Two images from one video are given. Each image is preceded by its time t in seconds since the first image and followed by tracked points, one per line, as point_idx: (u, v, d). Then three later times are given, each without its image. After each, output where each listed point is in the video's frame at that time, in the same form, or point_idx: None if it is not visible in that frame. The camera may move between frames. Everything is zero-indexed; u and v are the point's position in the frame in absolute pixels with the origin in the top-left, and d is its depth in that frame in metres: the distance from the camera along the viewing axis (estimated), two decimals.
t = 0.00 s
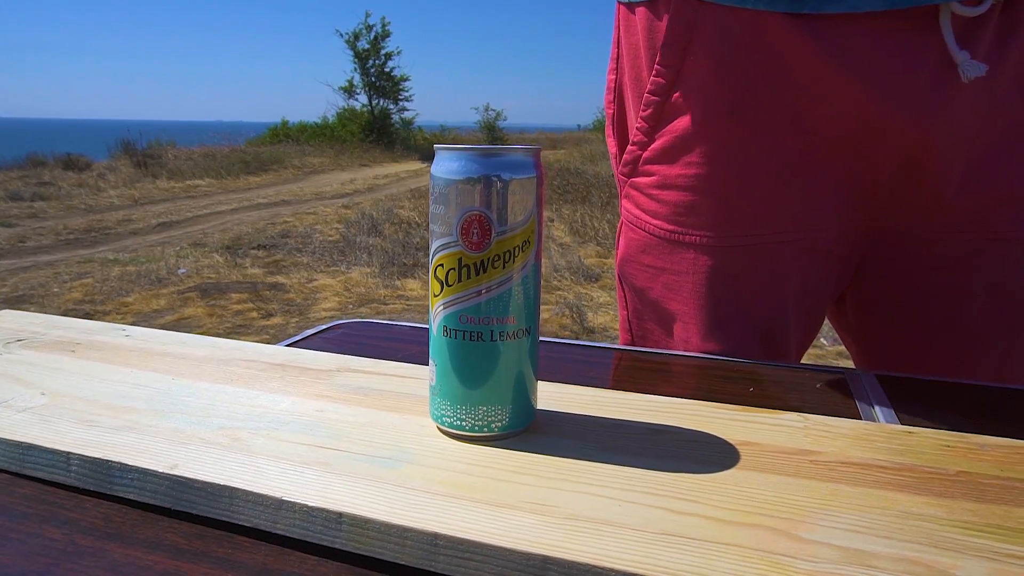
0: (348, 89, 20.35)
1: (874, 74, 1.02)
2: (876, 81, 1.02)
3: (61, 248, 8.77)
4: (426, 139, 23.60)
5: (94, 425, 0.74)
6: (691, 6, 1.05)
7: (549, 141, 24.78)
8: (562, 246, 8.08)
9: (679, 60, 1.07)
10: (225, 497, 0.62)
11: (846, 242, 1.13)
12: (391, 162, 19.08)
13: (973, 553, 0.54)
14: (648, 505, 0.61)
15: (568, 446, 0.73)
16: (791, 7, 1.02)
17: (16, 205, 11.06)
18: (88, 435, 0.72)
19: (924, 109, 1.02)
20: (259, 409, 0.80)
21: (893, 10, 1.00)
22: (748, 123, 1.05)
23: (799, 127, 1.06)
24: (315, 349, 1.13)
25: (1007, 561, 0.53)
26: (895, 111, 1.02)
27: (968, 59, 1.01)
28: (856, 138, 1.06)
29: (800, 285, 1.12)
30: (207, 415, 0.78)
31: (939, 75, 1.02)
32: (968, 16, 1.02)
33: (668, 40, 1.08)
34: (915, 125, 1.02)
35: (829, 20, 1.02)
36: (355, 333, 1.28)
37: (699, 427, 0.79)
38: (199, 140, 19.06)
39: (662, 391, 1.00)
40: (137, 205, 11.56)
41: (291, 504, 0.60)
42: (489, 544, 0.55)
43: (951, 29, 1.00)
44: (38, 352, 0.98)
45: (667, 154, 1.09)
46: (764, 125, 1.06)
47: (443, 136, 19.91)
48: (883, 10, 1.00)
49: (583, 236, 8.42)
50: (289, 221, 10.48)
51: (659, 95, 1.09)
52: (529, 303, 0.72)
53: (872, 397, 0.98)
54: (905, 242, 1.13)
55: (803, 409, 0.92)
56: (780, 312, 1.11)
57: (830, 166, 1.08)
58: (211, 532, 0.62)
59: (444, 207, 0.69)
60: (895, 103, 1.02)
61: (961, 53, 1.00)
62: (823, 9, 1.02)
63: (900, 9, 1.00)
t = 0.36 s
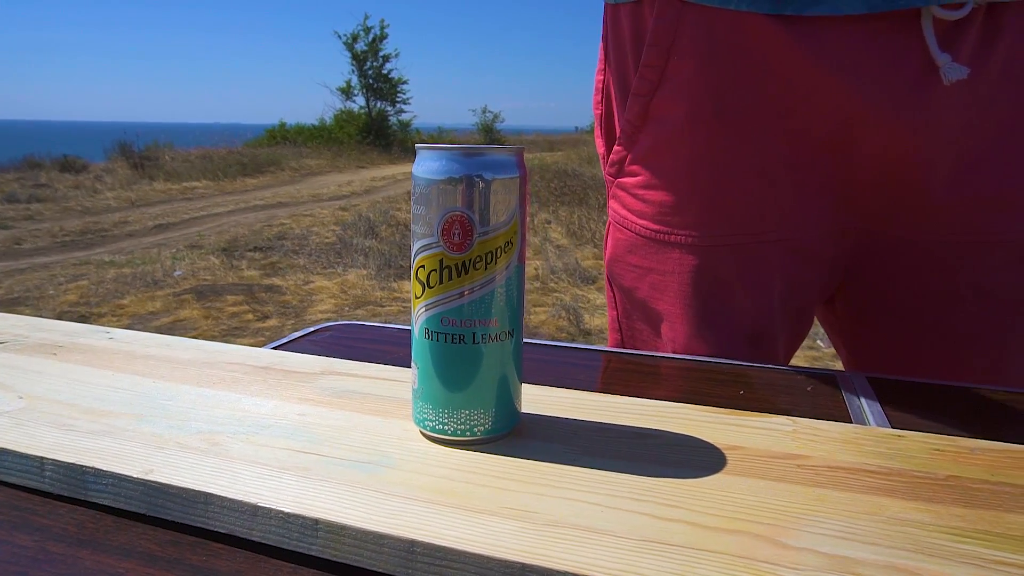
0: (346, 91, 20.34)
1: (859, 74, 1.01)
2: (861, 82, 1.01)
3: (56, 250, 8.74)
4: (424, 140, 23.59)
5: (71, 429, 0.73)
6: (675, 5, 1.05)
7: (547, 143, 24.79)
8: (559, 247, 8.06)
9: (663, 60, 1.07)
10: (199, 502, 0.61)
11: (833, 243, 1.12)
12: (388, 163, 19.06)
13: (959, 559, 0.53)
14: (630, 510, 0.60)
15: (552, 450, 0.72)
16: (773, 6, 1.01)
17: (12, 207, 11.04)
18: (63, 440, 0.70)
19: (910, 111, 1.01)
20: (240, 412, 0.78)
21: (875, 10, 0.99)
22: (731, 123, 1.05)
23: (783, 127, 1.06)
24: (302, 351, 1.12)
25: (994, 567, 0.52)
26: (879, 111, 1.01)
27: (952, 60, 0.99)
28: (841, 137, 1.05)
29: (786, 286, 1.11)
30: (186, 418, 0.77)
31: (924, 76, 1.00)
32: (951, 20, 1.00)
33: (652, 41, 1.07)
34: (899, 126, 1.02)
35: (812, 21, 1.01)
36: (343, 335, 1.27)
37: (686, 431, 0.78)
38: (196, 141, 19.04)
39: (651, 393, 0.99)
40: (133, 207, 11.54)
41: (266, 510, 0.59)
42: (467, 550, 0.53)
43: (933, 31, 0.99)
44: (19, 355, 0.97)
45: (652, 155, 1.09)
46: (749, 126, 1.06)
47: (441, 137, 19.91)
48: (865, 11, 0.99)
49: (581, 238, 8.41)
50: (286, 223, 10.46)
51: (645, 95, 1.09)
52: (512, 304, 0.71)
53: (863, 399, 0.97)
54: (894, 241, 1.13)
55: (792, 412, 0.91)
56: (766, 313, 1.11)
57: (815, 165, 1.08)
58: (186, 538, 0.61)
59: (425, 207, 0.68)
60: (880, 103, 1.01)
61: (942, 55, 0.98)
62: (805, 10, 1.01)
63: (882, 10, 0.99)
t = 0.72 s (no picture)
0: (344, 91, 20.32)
1: (837, 76, 1.05)
2: (838, 83, 1.05)
3: (53, 250, 8.73)
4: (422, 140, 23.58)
5: (51, 429, 0.73)
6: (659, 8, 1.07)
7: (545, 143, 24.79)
8: (557, 247, 8.06)
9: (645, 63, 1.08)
10: (176, 502, 0.61)
11: (818, 241, 1.14)
12: (386, 163, 19.05)
13: (929, 558, 0.53)
14: (605, 509, 0.60)
15: (531, 448, 0.73)
16: (754, 12, 1.06)
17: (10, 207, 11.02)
18: (43, 440, 0.70)
19: (888, 111, 1.04)
20: (222, 412, 0.78)
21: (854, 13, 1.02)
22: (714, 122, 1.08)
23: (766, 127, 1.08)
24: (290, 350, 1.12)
25: (962, 565, 0.52)
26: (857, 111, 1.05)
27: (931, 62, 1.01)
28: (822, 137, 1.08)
29: (770, 285, 1.14)
30: (168, 418, 0.77)
31: (902, 77, 1.03)
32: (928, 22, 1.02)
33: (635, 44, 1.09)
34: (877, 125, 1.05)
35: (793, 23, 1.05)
36: (332, 334, 1.27)
37: (666, 430, 0.78)
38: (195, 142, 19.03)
39: (635, 393, 0.99)
40: (131, 207, 11.53)
41: (242, 510, 0.59)
42: (440, 549, 0.53)
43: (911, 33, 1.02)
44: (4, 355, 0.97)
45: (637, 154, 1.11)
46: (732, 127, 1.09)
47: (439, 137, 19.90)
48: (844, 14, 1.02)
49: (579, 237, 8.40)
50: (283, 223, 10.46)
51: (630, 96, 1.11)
52: (491, 304, 0.71)
53: (847, 399, 0.98)
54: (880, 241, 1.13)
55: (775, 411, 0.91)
56: (750, 310, 1.13)
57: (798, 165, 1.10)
58: (163, 538, 0.61)
59: (404, 208, 0.68)
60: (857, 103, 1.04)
61: (921, 56, 1.01)
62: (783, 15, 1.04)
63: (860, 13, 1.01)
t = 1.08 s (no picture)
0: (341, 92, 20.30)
1: (823, 72, 1.06)
2: (824, 80, 1.06)
3: (48, 250, 8.71)
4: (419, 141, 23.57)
5: (22, 420, 0.73)
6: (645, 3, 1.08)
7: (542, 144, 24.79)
8: (553, 246, 8.05)
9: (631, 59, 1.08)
10: (142, 490, 0.62)
11: (803, 238, 1.15)
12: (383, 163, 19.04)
13: (884, 542, 0.54)
14: (566, 495, 0.61)
15: (500, 438, 0.73)
16: (738, 7, 1.05)
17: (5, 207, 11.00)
18: (12, 430, 0.71)
19: (873, 108, 1.06)
20: (195, 404, 0.79)
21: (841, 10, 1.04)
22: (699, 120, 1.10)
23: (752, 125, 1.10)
24: (271, 346, 1.12)
25: (917, 549, 0.53)
26: (843, 108, 1.06)
27: (913, 58, 1.04)
28: (808, 135, 1.09)
29: (755, 281, 1.15)
30: (141, 410, 0.77)
31: (886, 73, 1.06)
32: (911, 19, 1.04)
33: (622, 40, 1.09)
34: (863, 122, 1.06)
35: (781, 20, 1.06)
36: (313, 329, 1.28)
37: (635, 420, 0.79)
38: (192, 142, 19.01)
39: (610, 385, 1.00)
40: (127, 207, 11.51)
41: (207, 497, 0.59)
42: (399, 534, 0.54)
43: (895, 30, 1.04)
44: None
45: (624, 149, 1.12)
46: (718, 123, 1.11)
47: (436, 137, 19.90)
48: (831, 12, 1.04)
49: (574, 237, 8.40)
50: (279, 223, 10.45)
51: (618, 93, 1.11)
52: (460, 296, 0.72)
53: (821, 392, 0.98)
54: (864, 238, 1.15)
55: (747, 404, 0.92)
56: (734, 305, 1.15)
57: (784, 162, 1.11)
58: (129, 526, 0.62)
59: (371, 198, 0.69)
60: (843, 100, 1.06)
61: (905, 53, 1.03)
62: (770, 9, 1.05)
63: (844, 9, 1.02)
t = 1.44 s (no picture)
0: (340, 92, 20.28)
1: (824, 76, 1.05)
2: (825, 84, 1.05)
3: (45, 250, 8.70)
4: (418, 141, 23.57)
5: (8, 419, 0.74)
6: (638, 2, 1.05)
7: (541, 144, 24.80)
8: (550, 247, 8.05)
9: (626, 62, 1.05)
10: (125, 489, 0.62)
11: (799, 239, 1.16)
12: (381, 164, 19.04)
13: (856, 541, 0.54)
14: (544, 494, 0.61)
15: (482, 438, 0.74)
16: (738, 8, 1.04)
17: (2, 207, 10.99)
18: None
19: (873, 111, 1.05)
20: (180, 403, 0.79)
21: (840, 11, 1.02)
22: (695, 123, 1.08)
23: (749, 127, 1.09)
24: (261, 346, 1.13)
25: (888, 548, 0.54)
26: (839, 111, 1.05)
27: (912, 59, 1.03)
28: (804, 137, 1.08)
29: (751, 282, 1.16)
30: (126, 409, 0.78)
31: (883, 75, 1.05)
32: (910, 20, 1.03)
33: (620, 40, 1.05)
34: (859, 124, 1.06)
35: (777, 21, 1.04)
36: (304, 330, 1.28)
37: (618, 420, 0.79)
38: (190, 142, 18.98)
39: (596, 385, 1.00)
40: (124, 207, 11.50)
41: (188, 495, 0.60)
42: (376, 533, 0.54)
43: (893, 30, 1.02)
44: None
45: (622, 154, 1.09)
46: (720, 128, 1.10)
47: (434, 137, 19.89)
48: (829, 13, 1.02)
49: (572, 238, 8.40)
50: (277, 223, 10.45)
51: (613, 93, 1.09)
52: (442, 296, 0.73)
53: (805, 393, 0.99)
54: (857, 237, 1.16)
55: (731, 404, 0.92)
56: (732, 308, 1.15)
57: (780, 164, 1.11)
58: (111, 524, 0.62)
59: (352, 200, 0.69)
60: (839, 103, 1.05)
61: (904, 53, 1.02)
62: (770, 10, 1.03)
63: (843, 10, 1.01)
